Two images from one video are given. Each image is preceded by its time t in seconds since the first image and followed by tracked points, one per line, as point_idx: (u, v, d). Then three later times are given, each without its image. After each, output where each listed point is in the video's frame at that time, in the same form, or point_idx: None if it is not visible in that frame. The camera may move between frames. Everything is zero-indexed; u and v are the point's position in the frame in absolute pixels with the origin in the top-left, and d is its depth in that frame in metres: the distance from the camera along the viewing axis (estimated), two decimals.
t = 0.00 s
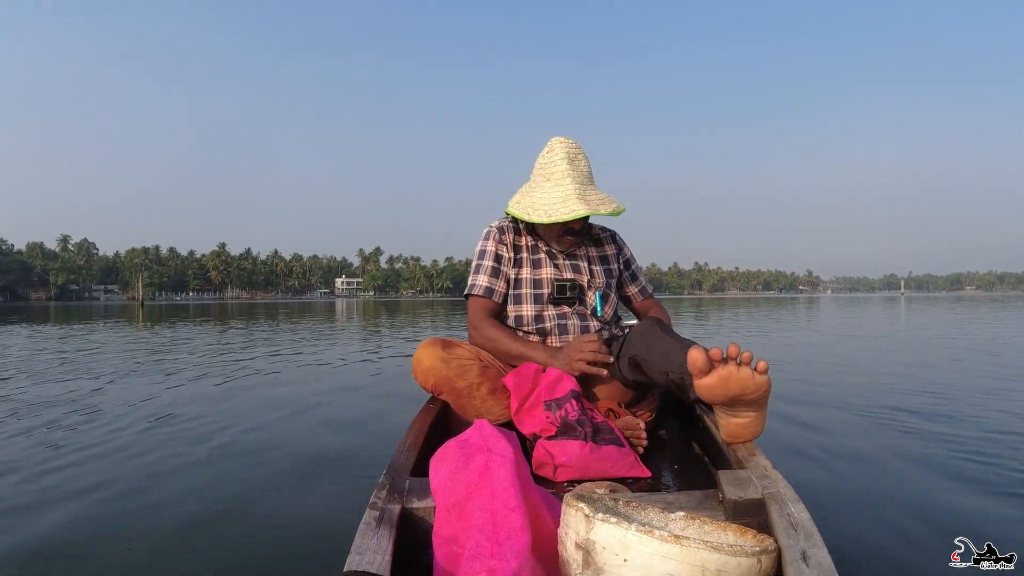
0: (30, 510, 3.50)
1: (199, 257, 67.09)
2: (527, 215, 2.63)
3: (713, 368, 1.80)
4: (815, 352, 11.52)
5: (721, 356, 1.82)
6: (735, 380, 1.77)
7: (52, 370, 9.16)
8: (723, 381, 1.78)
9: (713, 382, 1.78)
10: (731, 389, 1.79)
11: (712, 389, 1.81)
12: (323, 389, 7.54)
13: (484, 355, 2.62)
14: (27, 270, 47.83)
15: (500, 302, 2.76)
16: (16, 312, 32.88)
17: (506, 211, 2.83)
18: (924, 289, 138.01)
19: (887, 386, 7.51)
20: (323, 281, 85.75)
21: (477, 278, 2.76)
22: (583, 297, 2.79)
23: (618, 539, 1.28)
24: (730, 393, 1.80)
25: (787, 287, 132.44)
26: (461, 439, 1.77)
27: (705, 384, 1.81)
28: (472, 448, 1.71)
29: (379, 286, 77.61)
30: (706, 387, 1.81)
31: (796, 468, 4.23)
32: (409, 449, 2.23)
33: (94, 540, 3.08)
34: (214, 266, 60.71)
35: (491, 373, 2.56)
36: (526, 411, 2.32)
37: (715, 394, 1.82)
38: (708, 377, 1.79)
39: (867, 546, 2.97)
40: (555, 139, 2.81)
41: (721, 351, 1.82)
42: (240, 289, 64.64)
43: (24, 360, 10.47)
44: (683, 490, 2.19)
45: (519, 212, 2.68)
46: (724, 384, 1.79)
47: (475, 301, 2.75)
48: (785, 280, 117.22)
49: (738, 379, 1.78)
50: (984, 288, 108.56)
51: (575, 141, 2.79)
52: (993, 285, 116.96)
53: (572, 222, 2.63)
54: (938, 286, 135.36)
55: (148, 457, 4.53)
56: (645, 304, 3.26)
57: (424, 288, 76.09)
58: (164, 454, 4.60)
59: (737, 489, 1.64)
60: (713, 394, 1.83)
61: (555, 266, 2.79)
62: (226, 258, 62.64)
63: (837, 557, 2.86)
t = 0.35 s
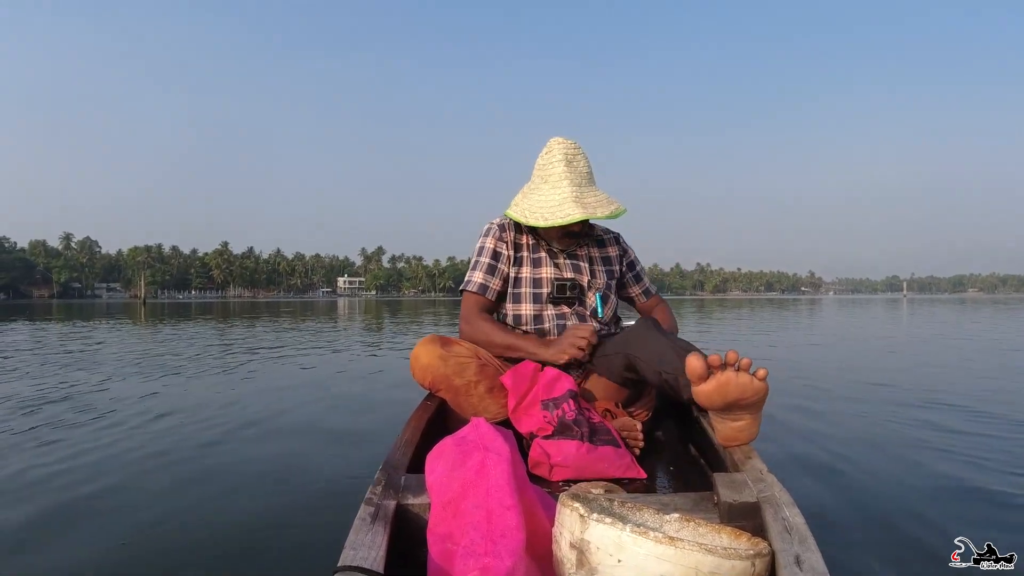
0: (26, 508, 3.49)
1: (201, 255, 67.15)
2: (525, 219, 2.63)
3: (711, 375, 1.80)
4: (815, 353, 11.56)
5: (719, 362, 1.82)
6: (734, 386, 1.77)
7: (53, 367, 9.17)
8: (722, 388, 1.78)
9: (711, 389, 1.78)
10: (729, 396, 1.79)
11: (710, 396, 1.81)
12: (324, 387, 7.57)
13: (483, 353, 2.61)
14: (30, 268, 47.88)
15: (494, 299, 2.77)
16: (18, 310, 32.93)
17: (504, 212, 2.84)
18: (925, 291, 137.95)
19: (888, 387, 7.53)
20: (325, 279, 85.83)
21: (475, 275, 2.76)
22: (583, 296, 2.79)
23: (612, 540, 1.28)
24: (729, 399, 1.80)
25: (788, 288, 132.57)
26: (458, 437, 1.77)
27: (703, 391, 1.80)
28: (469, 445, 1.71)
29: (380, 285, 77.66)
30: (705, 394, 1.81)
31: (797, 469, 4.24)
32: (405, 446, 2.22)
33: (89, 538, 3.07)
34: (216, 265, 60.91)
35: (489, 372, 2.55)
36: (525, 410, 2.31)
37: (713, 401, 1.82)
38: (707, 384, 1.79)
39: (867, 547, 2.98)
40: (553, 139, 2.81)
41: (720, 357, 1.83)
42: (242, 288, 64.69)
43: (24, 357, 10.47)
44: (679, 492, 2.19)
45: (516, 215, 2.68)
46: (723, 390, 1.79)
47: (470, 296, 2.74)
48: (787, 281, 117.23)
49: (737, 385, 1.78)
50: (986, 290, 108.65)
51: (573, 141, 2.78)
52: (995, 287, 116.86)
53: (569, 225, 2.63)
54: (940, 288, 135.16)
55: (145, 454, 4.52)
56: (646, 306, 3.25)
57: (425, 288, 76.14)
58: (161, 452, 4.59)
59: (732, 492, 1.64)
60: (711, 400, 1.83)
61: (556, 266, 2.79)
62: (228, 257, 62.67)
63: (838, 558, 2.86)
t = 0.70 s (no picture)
0: (21, 508, 3.49)
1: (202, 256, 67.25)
2: (522, 220, 2.63)
3: (712, 369, 1.80)
4: (815, 353, 11.54)
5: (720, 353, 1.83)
6: (734, 378, 1.78)
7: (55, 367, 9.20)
8: (724, 381, 1.78)
9: (712, 382, 1.79)
10: (730, 389, 1.79)
11: (712, 390, 1.81)
12: (324, 388, 7.56)
13: (483, 353, 2.61)
14: (32, 269, 47.97)
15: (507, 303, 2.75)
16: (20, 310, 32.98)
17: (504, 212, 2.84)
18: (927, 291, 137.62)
19: (887, 387, 7.52)
20: (326, 280, 85.89)
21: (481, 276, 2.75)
22: (581, 296, 2.79)
23: (610, 541, 1.28)
24: (730, 392, 1.80)
25: (789, 288, 132.38)
26: (456, 436, 1.77)
27: (704, 386, 1.81)
28: (468, 445, 1.71)
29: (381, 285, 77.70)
30: (706, 387, 1.81)
31: (796, 469, 4.24)
32: (404, 445, 2.22)
33: (85, 538, 3.07)
34: (217, 265, 60.96)
35: (488, 370, 2.55)
36: (529, 409, 2.30)
37: (714, 395, 1.82)
38: (708, 379, 1.80)
39: (866, 547, 2.98)
40: (551, 141, 2.81)
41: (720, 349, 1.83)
42: (244, 288, 64.74)
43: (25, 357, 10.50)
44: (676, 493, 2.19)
45: (514, 215, 2.68)
46: (724, 383, 1.79)
47: (479, 297, 2.74)
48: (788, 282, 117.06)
49: (737, 376, 1.78)
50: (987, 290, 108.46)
51: (572, 142, 2.78)
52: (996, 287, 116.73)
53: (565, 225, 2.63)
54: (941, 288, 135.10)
55: (144, 454, 4.51)
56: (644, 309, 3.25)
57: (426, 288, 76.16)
58: (159, 452, 4.59)
59: (731, 493, 1.64)
60: (713, 395, 1.83)
61: (555, 265, 2.79)
62: (229, 257, 62.74)
63: (837, 557, 2.86)
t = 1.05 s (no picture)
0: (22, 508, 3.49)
1: (206, 256, 67.38)
2: (521, 219, 2.64)
3: (703, 366, 1.81)
4: (814, 353, 11.54)
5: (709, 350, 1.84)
6: (726, 373, 1.78)
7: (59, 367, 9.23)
8: (717, 377, 1.79)
9: (704, 380, 1.79)
10: (723, 385, 1.80)
11: (706, 388, 1.81)
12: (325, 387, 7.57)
13: (484, 355, 2.61)
14: (36, 268, 48.16)
15: (512, 302, 2.75)
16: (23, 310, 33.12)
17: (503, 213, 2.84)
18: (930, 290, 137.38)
19: (887, 386, 7.52)
20: (328, 279, 86.04)
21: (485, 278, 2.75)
22: (580, 297, 2.80)
23: (613, 540, 1.28)
24: (723, 389, 1.81)
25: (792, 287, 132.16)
26: (457, 437, 1.78)
27: (697, 385, 1.81)
28: (469, 446, 1.71)
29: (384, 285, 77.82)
30: (698, 386, 1.81)
31: (797, 468, 4.23)
32: (405, 446, 2.23)
33: (84, 538, 3.08)
34: (220, 265, 61.07)
35: (489, 371, 2.55)
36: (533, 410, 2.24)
37: (708, 392, 1.82)
38: (699, 377, 1.80)
39: (866, 545, 2.98)
40: (550, 139, 2.82)
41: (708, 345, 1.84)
42: (247, 287, 64.88)
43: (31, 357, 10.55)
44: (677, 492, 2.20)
45: (513, 215, 2.69)
46: (716, 380, 1.79)
47: (489, 301, 2.73)
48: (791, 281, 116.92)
49: (729, 372, 1.79)
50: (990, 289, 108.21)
51: (570, 142, 2.79)
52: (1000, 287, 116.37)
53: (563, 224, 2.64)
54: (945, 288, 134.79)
55: (147, 455, 4.53)
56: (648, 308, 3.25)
57: (428, 288, 76.30)
58: (161, 452, 4.60)
59: (732, 492, 1.64)
60: (707, 393, 1.83)
61: (554, 266, 2.80)
62: (233, 257, 62.88)
63: (837, 557, 2.86)
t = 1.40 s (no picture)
0: (22, 507, 3.49)
1: (208, 255, 67.47)
2: (517, 220, 2.64)
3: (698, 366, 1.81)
4: (813, 353, 11.57)
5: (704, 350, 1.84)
6: (720, 372, 1.78)
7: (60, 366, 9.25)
8: (710, 377, 1.79)
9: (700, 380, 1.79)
10: (718, 384, 1.79)
11: (700, 388, 1.81)
12: (326, 387, 7.59)
13: (484, 354, 2.62)
14: (39, 267, 48.28)
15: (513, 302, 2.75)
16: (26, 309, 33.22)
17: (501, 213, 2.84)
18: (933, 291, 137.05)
19: (886, 387, 7.54)
20: (330, 279, 86.14)
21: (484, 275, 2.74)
22: (580, 297, 2.80)
23: (613, 540, 1.28)
24: (719, 388, 1.80)
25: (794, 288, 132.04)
26: (458, 437, 1.78)
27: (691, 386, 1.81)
28: (470, 446, 1.72)
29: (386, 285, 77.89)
30: (694, 385, 1.82)
31: (797, 469, 4.23)
32: (405, 446, 2.23)
33: (85, 538, 3.08)
34: (222, 265, 61.18)
35: (490, 371, 2.55)
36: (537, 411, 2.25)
37: (704, 392, 1.82)
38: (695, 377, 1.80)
39: (866, 545, 2.99)
40: (545, 139, 2.82)
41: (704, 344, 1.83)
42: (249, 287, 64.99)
43: (33, 356, 10.58)
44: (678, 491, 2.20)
45: (510, 215, 2.70)
46: (711, 379, 1.79)
47: (490, 298, 2.72)
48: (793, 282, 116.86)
49: (723, 371, 1.78)
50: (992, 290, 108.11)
51: (563, 141, 2.79)
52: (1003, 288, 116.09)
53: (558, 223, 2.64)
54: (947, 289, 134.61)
55: (148, 455, 4.53)
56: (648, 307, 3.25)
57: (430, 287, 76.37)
58: (162, 451, 4.61)
59: (733, 491, 1.64)
60: (702, 393, 1.83)
61: (553, 266, 2.80)
62: (235, 256, 63.00)
63: (836, 557, 2.87)
